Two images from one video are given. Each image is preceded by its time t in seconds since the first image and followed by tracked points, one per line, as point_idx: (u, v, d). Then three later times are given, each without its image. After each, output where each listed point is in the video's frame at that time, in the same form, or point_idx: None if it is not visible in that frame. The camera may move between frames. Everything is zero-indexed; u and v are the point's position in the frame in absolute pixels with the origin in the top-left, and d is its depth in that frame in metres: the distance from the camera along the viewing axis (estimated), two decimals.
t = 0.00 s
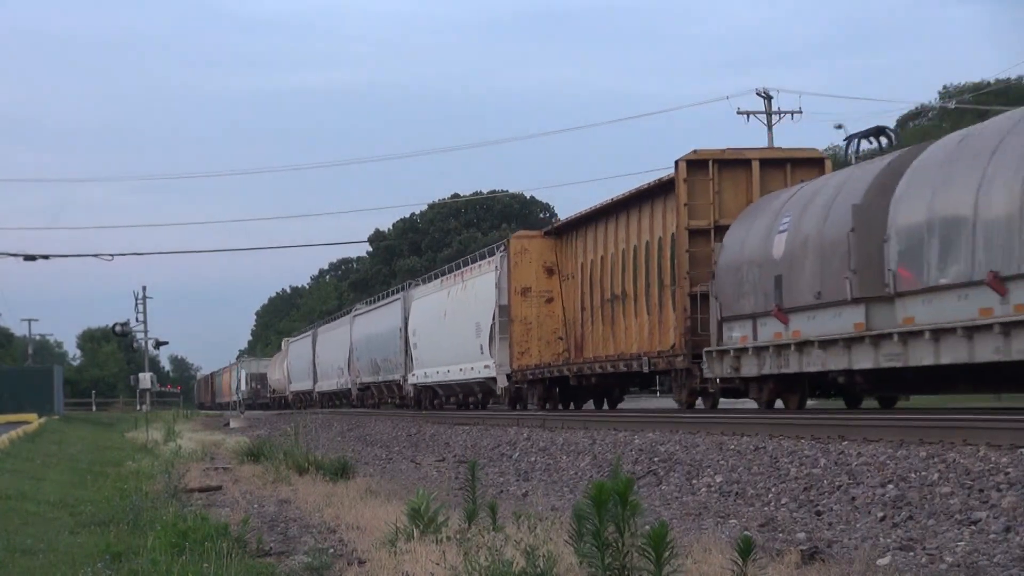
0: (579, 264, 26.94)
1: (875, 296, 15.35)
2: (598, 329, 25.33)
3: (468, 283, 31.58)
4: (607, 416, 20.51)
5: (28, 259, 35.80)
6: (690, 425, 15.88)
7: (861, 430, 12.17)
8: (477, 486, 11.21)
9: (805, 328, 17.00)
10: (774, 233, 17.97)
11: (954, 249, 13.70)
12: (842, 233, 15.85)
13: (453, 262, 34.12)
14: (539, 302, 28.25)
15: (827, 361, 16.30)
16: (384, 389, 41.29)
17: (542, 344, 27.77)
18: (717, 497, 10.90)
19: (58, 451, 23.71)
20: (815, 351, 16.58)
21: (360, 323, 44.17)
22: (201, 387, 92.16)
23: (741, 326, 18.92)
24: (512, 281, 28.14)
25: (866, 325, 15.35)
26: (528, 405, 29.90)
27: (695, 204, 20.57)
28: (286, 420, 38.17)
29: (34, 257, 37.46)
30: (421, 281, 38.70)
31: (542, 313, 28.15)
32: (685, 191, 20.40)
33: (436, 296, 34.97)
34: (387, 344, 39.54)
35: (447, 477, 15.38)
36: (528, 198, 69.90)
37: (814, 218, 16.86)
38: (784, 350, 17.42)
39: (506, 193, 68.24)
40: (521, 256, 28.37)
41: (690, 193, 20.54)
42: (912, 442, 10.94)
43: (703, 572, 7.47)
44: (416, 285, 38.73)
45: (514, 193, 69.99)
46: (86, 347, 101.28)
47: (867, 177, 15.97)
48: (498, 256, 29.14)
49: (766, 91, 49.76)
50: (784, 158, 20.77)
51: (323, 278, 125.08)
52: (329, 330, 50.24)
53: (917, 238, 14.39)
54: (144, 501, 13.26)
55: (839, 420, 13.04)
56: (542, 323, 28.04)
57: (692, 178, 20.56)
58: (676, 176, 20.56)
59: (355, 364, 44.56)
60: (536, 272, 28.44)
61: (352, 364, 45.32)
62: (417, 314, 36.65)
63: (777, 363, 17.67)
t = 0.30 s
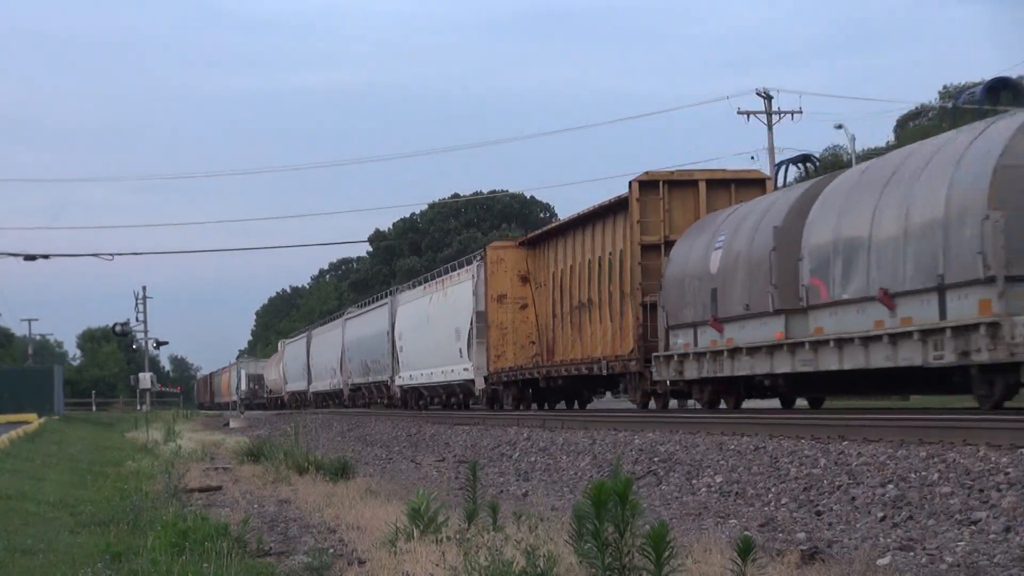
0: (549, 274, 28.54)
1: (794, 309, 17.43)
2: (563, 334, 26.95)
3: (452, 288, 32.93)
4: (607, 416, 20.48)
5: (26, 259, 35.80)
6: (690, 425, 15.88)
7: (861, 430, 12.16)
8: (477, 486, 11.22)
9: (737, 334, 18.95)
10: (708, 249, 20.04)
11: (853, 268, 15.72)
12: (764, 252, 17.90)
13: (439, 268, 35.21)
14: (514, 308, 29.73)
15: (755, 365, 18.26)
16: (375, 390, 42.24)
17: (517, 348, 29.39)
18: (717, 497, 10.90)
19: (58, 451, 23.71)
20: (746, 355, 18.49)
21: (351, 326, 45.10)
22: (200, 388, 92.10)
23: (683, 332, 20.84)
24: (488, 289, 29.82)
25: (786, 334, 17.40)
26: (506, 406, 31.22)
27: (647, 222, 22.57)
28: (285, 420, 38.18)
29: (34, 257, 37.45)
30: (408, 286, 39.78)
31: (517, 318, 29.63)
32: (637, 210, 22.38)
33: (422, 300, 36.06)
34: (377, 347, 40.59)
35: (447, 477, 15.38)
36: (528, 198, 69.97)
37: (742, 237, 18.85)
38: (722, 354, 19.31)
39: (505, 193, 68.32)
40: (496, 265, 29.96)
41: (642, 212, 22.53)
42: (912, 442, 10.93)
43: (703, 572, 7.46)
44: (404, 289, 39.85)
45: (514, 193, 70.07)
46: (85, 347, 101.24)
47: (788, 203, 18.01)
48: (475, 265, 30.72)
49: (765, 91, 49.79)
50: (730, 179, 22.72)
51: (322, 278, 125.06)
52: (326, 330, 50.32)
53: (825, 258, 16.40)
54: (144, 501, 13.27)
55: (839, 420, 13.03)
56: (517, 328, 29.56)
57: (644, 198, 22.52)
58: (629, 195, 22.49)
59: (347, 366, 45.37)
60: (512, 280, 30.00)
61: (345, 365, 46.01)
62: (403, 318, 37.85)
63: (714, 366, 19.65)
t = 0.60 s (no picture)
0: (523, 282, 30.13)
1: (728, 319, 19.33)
2: (535, 339, 28.58)
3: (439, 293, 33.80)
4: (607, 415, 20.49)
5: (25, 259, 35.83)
6: (690, 425, 15.88)
7: (861, 430, 12.17)
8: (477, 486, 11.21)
9: (682, 342, 20.74)
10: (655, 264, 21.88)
11: (776, 284, 17.69)
12: (704, 268, 19.80)
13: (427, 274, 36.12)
14: (492, 314, 31.31)
15: (695, 369, 20.19)
16: (365, 392, 42.94)
17: (495, 351, 31.11)
18: (718, 497, 10.89)
19: (58, 451, 23.73)
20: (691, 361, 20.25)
21: (342, 330, 45.85)
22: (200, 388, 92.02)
23: (635, 339, 22.65)
24: (467, 298, 31.30)
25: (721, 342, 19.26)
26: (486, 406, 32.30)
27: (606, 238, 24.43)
28: (285, 420, 38.19)
29: (34, 257, 37.44)
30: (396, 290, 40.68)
31: (494, 323, 31.24)
32: (597, 226, 24.21)
33: (410, 304, 36.94)
34: (367, 350, 41.39)
35: (447, 477, 15.38)
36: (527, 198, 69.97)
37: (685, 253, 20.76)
38: (669, 359, 21.04)
39: (505, 193, 68.33)
40: (475, 274, 31.46)
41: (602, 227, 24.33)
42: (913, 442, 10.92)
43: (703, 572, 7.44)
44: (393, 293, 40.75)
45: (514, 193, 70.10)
46: (85, 347, 101.22)
47: (726, 224, 19.90)
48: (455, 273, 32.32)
49: (766, 91, 49.79)
50: (681, 198, 24.42)
51: (322, 278, 125.05)
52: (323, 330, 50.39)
53: (756, 275, 18.35)
54: (144, 501, 13.28)
55: (838, 421, 13.03)
56: (494, 333, 31.20)
57: (603, 215, 24.35)
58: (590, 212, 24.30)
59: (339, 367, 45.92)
60: (489, 288, 31.45)
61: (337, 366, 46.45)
62: (391, 323, 38.63)
63: (662, 369, 21.43)
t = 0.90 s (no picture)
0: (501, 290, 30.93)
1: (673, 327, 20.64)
2: (513, 341, 29.38)
3: (427, 296, 34.20)
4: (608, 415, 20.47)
5: (23, 259, 35.73)
6: (690, 425, 15.89)
7: (861, 430, 12.17)
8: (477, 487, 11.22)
9: (633, 347, 22.01)
10: (608, 275, 23.12)
11: (715, 295, 19.10)
12: (651, 279, 21.11)
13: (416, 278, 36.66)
14: (472, 319, 31.97)
15: (646, 373, 21.43)
16: (355, 393, 43.33)
17: (476, 354, 31.71)
18: (718, 497, 10.89)
19: (58, 451, 23.73)
20: (639, 365, 21.63)
21: (334, 331, 46.18)
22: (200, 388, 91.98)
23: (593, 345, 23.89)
24: (449, 305, 32.10)
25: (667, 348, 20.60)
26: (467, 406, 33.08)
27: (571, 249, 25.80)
28: (283, 420, 38.19)
29: (34, 257, 37.41)
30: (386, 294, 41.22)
31: (474, 328, 31.91)
32: (562, 239, 25.64)
33: (398, 308, 37.48)
34: (357, 352, 41.88)
35: (447, 477, 15.38)
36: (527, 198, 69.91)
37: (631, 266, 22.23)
38: (623, 363, 22.27)
39: (505, 193, 68.27)
40: (457, 282, 32.26)
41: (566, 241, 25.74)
42: (913, 442, 10.91)
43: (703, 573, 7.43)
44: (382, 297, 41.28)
45: (514, 194, 70.09)
46: (85, 347, 101.18)
47: (671, 238, 21.32)
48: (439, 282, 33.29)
49: (767, 91, 49.77)
50: (643, 213, 25.71)
51: (322, 278, 125.07)
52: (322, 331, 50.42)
53: (694, 286, 19.85)
54: (145, 501, 13.29)
55: (838, 421, 13.04)
56: (474, 337, 31.85)
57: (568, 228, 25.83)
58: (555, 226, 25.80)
59: (330, 368, 46.24)
60: (471, 296, 32.23)
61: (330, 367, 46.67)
62: (381, 326, 38.97)
63: (618, 372, 22.64)
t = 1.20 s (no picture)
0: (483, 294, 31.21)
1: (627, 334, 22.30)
2: (495, 346, 29.84)
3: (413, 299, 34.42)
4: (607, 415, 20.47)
5: (22, 259, 35.67)
6: (690, 425, 15.89)
7: (861, 430, 12.17)
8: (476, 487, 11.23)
9: (594, 353, 23.60)
10: (569, 286, 24.79)
11: (664, 306, 20.78)
12: (609, 290, 22.74)
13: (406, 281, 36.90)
14: (456, 323, 32.21)
15: (605, 376, 23.07)
16: (345, 395, 43.49)
17: (459, 357, 31.98)
18: (718, 498, 10.89)
19: (57, 452, 23.71)
20: (598, 370, 23.35)
21: (328, 333, 46.34)
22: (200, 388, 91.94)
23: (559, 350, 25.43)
24: (432, 310, 32.36)
25: (623, 353, 22.26)
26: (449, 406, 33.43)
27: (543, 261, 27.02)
28: (283, 421, 38.17)
29: (33, 257, 37.39)
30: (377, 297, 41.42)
31: (458, 331, 32.15)
32: (534, 250, 26.79)
33: (387, 310, 37.71)
34: (348, 354, 42.09)
35: (447, 477, 15.39)
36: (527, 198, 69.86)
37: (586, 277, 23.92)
38: (585, 367, 23.86)
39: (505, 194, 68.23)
40: (441, 286, 32.53)
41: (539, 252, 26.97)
42: (913, 443, 10.91)
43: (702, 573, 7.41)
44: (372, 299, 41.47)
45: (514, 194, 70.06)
46: (86, 348, 101.15)
47: (625, 252, 23.09)
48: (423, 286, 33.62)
49: (767, 91, 49.75)
50: (607, 226, 27.05)
51: (322, 278, 125.07)
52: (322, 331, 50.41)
53: (646, 296, 21.49)
54: (145, 501, 13.30)
55: (838, 421, 13.04)
56: (458, 340, 32.10)
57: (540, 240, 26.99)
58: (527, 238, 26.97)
59: (323, 370, 46.36)
60: (454, 300, 32.45)
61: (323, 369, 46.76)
62: (370, 329, 39.21)
63: (580, 375, 24.26)
